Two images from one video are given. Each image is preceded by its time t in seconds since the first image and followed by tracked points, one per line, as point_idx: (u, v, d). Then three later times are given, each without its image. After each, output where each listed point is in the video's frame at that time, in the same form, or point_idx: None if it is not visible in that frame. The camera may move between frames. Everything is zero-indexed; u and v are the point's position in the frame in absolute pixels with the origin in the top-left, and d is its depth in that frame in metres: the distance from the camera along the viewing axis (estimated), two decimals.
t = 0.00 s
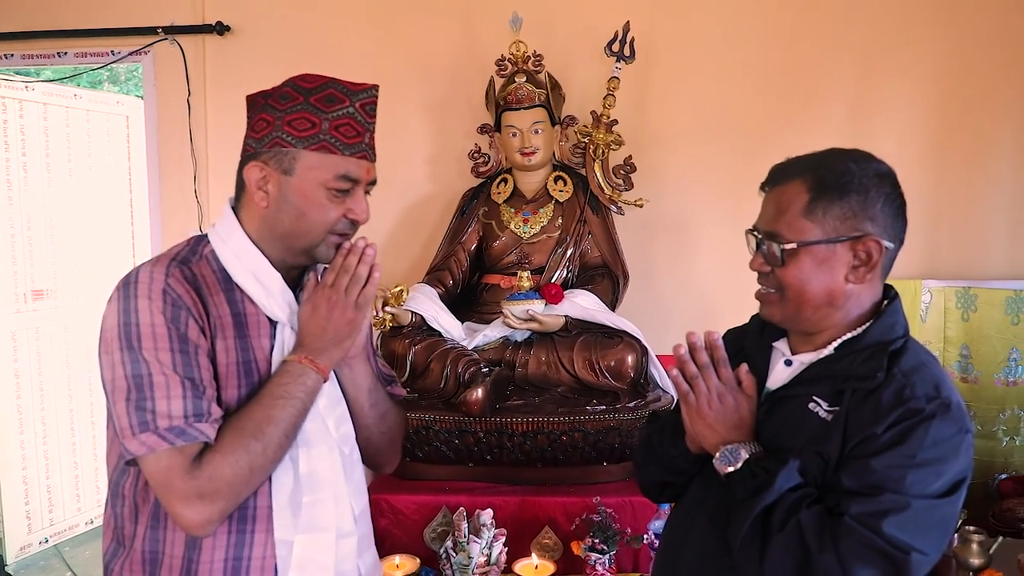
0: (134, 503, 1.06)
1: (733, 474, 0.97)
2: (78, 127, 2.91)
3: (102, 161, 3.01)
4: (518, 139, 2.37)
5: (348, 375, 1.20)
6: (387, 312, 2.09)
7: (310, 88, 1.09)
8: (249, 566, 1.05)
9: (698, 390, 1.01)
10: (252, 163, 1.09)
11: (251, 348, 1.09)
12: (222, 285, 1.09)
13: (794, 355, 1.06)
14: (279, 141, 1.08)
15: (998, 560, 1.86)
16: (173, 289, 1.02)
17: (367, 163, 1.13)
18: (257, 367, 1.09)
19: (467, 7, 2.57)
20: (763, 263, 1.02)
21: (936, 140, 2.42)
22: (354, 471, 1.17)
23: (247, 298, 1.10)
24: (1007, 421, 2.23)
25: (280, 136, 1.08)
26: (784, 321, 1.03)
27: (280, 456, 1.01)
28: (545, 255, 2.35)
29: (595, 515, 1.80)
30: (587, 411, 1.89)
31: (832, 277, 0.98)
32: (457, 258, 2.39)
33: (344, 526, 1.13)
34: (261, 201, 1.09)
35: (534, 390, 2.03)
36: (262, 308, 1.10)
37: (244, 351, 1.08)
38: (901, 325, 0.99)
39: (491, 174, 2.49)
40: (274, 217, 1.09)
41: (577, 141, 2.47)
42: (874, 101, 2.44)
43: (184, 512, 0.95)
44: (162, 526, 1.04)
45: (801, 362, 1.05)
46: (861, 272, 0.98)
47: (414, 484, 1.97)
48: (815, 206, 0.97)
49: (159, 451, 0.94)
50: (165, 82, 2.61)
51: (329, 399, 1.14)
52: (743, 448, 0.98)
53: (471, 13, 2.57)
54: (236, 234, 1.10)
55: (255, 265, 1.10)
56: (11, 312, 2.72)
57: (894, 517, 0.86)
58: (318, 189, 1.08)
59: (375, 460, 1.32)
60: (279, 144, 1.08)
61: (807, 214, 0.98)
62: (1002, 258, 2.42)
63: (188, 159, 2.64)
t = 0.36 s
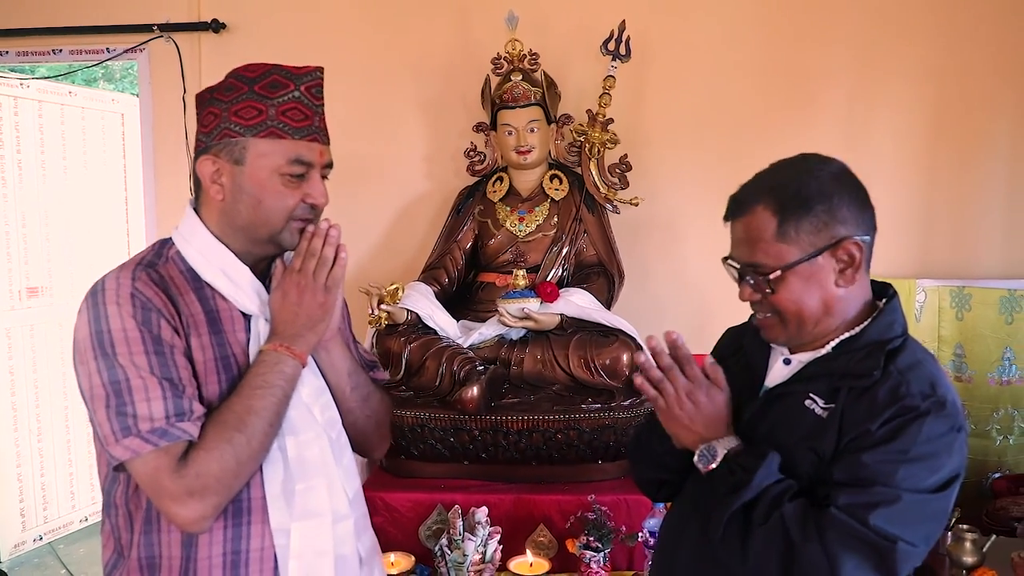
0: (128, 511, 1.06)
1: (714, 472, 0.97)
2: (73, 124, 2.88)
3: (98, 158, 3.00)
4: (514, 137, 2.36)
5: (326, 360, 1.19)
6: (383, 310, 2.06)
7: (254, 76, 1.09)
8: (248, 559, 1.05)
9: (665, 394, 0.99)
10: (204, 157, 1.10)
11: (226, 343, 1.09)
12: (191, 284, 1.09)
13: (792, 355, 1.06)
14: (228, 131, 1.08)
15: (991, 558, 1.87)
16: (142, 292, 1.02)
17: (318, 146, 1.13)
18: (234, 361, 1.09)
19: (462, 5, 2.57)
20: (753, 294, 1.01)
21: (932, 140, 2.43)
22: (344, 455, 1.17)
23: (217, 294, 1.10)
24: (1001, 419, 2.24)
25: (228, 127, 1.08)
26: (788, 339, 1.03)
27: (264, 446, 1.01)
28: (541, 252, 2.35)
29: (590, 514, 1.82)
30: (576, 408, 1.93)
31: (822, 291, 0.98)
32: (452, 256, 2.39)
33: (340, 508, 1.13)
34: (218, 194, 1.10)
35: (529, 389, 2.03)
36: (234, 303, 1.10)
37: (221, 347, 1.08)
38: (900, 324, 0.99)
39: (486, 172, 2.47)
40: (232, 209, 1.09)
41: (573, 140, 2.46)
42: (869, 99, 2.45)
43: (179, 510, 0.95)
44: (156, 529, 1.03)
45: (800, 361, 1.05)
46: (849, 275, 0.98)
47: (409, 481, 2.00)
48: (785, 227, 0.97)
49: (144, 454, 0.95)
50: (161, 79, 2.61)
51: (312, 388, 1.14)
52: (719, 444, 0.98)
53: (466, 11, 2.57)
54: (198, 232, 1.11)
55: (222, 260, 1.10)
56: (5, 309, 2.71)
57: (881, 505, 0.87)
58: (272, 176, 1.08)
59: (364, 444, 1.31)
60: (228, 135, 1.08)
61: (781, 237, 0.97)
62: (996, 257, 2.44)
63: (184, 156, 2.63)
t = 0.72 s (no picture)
0: (101, 507, 1.04)
1: (668, 411, 1.00)
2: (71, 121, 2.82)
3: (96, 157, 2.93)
4: (512, 135, 2.37)
5: (296, 356, 1.13)
6: (380, 307, 2.10)
7: (214, 74, 1.03)
8: (216, 556, 1.03)
9: (631, 325, 1.04)
10: (162, 155, 1.05)
11: (192, 342, 1.06)
12: (157, 283, 1.05)
13: (772, 359, 1.09)
14: (182, 132, 1.03)
15: (986, 557, 1.87)
16: (103, 291, 0.99)
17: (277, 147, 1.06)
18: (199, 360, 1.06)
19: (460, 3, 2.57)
20: (723, 320, 1.05)
21: (930, 138, 2.44)
22: (315, 452, 1.14)
23: (184, 291, 1.06)
24: (997, 419, 2.24)
25: (183, 128, 1.03)
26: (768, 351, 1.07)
27: (224, 445, 0.98)
28: (538, 251, 2.36)
29: (587, 511, 1.84)
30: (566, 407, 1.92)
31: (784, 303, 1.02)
32: (451, 254, 2.41)
33: (308, 505, 1.11)
34: (175, 193, 1.06)
35: (527, 387, 2.02)
36: (200, 301, 1.06)
37: (186, 345, 1.05)
38: (879, 315, 1.02)
39: (484, 171, 2.48)
40: (189, 210, 1.05)
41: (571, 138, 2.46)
42: (866, 96, 2.45)
43: (138, 510, 0.94)
44: (126, 526, 1.02)
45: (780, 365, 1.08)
46: (806, 278, 1.02)
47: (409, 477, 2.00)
48: (732, 251, 1.00)
49: (101, 453, 0.94)
50: (160, 75, 2.61)
51: (281, 386, 1.11)
52: (675, 387, 1.01)
53: (465, 9, 2.57)
54: (167, 231, 1.07)
55: (188, 259, 1.06)
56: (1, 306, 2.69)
57: (850, 469, 0.88)
58: (224, 178, 1.03)
59: (344, 440, 1.26)
60: (183, 136, 1.03)
61: (730, 264, 1.00)
62: (992, 257, 2.45)
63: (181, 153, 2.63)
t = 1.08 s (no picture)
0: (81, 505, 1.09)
1: (646, 407, 1.05)
2: None
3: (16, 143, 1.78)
4: (515, 135, 2.42)
5: (273, 358, 1.17)
6: (385, 307, 2.10)
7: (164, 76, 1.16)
8: (194, 556, 1.10)
9: (619, 321, 1.09)
10: (132, 159, 1.14)
11: (165, 344, 1.12)
12: (133, 285, 1.11)
13: (754, 364, 1.13)
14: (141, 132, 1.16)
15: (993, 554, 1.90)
16: (75, 296, 1.06)
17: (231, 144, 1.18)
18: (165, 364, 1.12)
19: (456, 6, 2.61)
20: (697, 331, 1.10)
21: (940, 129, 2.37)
22: (291, 458, 1.19)
23: (159, 296, 1.12)
24: (1001, 417, 2.29)
25: (147, 131, 1.12)
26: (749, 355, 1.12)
27: (188, 452, 1.04)
28: (541, 250, 2.41)
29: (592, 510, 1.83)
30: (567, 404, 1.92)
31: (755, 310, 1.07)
32: (454, 253, 2.43)
33: (282, 511, 1.16)
34: (144, 195, 1.15)
35: (530, 386, 2.02)
36: (175, 305, 1.12)
37: (159, 350, 1.11)
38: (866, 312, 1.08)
39: (487, 170, 2.49)
40: (156, 214, 1.14)
41: (575, 137, 2.48)
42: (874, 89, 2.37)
43: (107, 512, 1.01)
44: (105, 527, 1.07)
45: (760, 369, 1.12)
46: (772, 284, 1.06)
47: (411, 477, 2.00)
48: (694, 266, 1.05)
49: (66, 458, 1.00)
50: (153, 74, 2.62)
51: (258, 390, 1.15)
52: (654, 383, 1.04)
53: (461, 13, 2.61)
54: (144, 235, 1.13)
55: (165, 263, 1.12)
56: None
57: (821, 462, 0.91)
58: (188, 182, 1.12)
59: (332, 437, 1.28)
60: (148, 139, 1.12)
61: (694, 278, 1.05)
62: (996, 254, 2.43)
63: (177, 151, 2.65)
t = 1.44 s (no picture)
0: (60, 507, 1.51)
1: (634, 415, 1.28)
2: None
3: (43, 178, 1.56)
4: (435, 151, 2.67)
5: (262, 355, 1.36)
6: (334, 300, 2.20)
7: (93, 81, 1.46)
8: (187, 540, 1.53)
9: (605, 331, 1.31)
10: (111, 160, 1.31)
11: (154, 345, 1.33)
12: (120, 288, 1.33)
13: (741, 366, 1.28)
14: (88, 130, 1.41)
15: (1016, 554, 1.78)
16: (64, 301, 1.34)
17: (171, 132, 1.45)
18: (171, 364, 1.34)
19: (425, 32, 2.85)
20: (685, 337, 1.27)
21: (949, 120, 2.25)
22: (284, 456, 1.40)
23: (147, 300, 1.33)
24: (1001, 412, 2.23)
25: (88, 128, 1.40)
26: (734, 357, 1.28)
27: (178, 453, 1.36)
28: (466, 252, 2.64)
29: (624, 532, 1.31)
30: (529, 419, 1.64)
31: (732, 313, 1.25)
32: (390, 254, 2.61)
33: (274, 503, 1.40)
34: (122, 194, 1.32)
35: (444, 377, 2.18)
36: (160, 308, 1.33)
37: (131, 348, 1.33)
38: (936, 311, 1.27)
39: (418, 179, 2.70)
40: (140, 213, 1.32)
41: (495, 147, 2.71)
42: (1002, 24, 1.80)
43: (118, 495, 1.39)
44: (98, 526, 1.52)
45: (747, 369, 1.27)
46: (751, 286, 1.23)
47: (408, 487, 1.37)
48: (675, 276, 1.23)
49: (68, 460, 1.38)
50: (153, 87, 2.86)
51: (246, 390, 1.37)
52: (642, 394, 1.29)
53: (428, 37, 2.85)
54: (128, 237, 1.33)
55: (150, 264, 1.33)
56: None
57: (803, 456, 1.22)
58: (167, 181, 1.31)
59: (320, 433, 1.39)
60: (89, 134, 1.40)
61: (677, 288, 1.23)
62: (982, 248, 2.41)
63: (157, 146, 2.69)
